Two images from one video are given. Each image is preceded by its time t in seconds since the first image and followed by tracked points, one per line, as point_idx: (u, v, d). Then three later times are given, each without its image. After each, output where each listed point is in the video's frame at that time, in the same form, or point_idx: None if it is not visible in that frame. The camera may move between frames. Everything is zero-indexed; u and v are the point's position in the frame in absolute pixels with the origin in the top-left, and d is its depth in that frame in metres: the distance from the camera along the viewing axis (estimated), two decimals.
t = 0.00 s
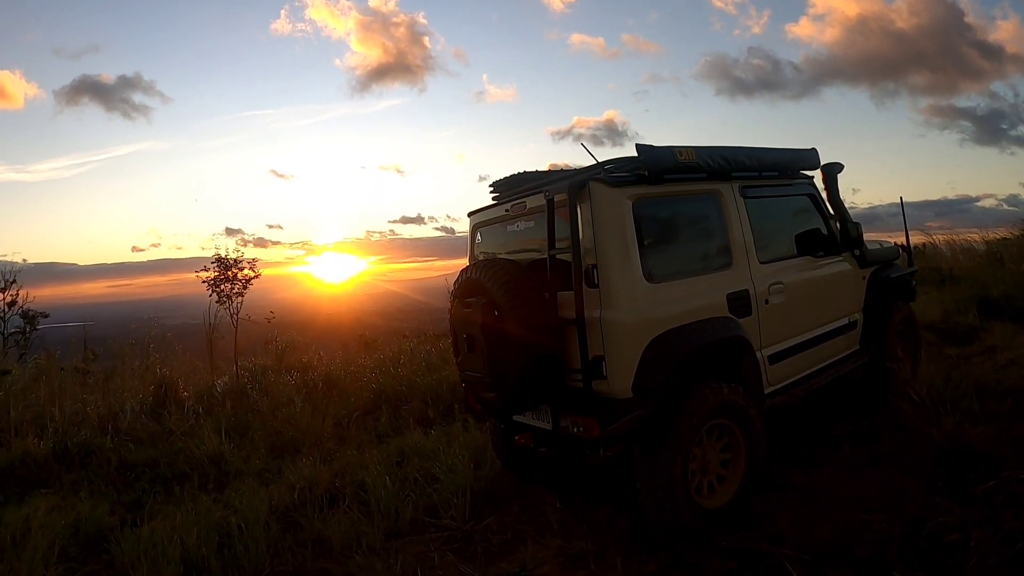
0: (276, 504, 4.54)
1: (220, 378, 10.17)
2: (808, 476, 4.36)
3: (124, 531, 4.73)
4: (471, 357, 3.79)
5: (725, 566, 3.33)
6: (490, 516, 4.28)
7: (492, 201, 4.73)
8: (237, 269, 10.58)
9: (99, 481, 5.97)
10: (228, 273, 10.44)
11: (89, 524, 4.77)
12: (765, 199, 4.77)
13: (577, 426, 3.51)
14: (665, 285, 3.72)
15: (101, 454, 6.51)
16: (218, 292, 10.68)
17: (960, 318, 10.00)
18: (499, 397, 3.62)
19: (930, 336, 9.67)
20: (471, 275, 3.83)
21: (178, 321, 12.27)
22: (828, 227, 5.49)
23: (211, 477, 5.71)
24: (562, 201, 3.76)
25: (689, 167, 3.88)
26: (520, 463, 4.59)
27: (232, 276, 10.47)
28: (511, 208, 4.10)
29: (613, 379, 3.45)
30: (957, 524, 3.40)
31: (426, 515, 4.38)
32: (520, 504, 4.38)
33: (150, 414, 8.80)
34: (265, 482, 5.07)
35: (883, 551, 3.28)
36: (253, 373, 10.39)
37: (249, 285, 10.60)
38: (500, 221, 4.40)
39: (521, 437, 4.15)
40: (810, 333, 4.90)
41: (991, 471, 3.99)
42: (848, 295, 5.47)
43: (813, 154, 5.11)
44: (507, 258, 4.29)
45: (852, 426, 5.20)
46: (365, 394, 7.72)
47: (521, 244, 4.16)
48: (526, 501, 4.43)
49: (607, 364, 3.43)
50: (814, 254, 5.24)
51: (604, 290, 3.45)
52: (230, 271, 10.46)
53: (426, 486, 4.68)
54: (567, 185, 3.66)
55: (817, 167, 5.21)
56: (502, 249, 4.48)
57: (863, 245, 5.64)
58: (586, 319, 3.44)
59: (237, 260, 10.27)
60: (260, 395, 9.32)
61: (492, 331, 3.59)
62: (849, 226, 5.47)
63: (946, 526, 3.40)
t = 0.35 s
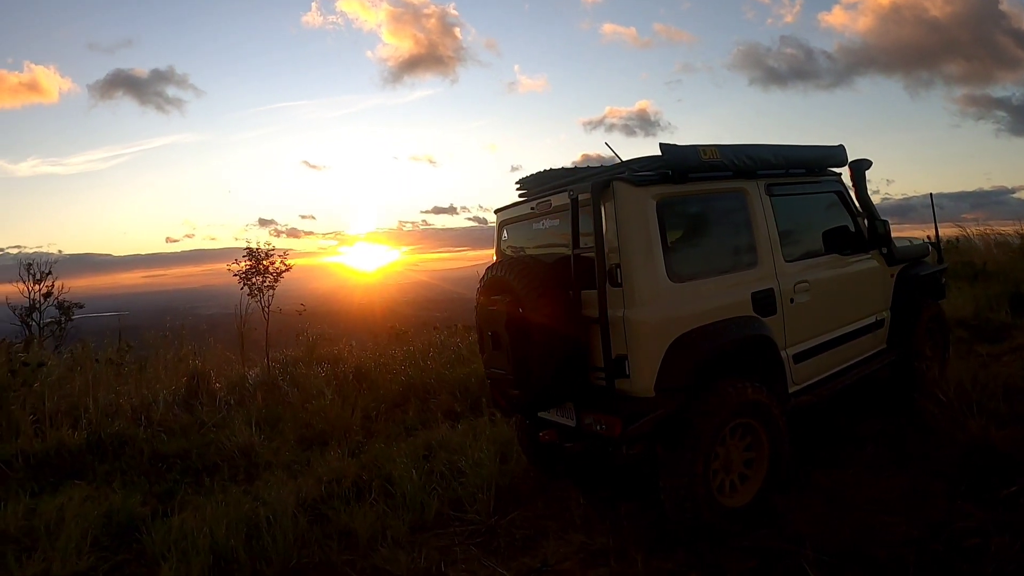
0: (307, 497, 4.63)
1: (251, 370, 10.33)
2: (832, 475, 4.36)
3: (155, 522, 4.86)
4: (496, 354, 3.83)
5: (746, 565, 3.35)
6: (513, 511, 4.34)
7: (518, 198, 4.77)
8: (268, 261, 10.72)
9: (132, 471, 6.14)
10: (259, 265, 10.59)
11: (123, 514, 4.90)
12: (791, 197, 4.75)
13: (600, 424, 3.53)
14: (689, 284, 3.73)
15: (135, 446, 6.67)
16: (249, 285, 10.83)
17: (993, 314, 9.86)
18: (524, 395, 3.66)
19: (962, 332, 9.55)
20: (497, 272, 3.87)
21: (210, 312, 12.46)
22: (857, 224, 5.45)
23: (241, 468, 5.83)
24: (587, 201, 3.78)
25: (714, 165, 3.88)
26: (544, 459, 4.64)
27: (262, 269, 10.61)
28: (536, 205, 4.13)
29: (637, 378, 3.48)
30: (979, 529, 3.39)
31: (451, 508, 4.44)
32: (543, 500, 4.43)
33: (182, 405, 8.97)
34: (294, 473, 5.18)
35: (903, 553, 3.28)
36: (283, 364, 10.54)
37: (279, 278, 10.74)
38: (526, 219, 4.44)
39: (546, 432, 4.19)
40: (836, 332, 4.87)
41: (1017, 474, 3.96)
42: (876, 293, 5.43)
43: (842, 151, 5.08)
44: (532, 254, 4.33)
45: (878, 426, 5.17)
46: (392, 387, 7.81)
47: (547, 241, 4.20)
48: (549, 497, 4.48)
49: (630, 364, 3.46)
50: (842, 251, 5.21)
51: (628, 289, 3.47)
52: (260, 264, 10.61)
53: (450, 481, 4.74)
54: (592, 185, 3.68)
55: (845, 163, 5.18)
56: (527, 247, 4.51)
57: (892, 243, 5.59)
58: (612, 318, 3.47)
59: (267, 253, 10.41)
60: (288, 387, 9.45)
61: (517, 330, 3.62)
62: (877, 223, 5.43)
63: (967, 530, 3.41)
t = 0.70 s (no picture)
0: (317, 500, 4.62)
1: (266, 369, 10.35)
2: (847, 482, 4.30)
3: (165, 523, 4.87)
4: (507, 357, 3.80)
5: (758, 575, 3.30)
6: (525, 515, 4.30)
7: (531, 200, 4.73)
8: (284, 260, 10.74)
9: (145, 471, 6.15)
10: (274, 264, 10.61)
11: (134, 515, 4.91)
12: (809, 199, 4.68)
13: (611, 430, 3.49)
14: (703, 288, 3.68)
15: (149, 445, 6.69)
16: (265, 284, 10.86)
17: (1014, 317, 9.71)
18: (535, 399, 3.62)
19: (981, 335, 9.41)
20: (508, 275, 3.83)
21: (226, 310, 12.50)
22: (876, 227, 5.37)
23: (254, 469, 5.83)
24: (599, 204, 3.73)
25: (729, 167, 3.83)
26: (556, 463, 4.60)
27: (278, 268, 10.64)
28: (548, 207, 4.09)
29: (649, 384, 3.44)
30: (997, 541, 3.32)
31: (462, 512, 4.41)
32: (555, 504, 4.40)
33: (198, 404, 9.00)
34: (306, 475, 5.17)
35: (917, 565, 3.23)
36: (298, 363, 10.56)
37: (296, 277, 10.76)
38: (539, 220, 4.40)
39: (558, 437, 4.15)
40: (854, 337, 4.80)
41: None
42: (894, 296, 5.34)
43: (860, 152, 5.00)
44: (545, 257, 4.29)
45: (896, 432, 5.10)
46: (406, 387, 7.79)
47: (560, 244, 4.16)
48: (561, 502, 4.44)
49: (641, 371, 3.42)
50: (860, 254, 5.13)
51: (641, 295, 3.43)
52: (276, 263, 10.63)
53: (462, 485, 4.71)
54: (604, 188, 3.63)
55: (863, 165, 5.11)
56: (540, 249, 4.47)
57: (911, 246, 5.51)
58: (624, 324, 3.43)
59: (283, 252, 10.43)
60: (303, 386, 9.47)
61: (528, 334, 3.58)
62: (895, 226, 5.34)
63: (984, 542, 3.34)
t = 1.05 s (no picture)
0: (307, 501, 4.46)
1: (268, 364, 10.22)
2: (858, 493, 4.11)
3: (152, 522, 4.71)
4: (503, 358, 3.62)
5: None
6: (520, 522, 4.13)
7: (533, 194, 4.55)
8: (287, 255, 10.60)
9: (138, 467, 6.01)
10: (277, 259, 10.47)
11: (121, 513, 4.77)
12: (822, 196, 4.48)
13: (610, 436, 3.32)
14: (709, 287, 3.50)
15: (144, 441, 6.56)
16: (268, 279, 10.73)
17: None
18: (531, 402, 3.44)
19: (998, 340, 9.18)
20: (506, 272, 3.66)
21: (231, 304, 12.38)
22: (892, 225, 5.16)
23: (248, 467, 5.68)
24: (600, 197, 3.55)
25: (737, 159, 3.64)
26: (555, 467, 4.43)
27: (281, 262, 10.50)
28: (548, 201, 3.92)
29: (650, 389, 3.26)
30: (1016, 561, 3.14)
31: (456, 517, 4.25)
32: (552, 511, 4.22)
33: (198, 399, 8.87)
34: (299, 475, 5.02)
35: None
36: (300, 359, 10.43)
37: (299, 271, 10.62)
38: (539, 215, 4.22)
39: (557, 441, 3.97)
40: (868, 341, 4.60)
41: None
42: (910, 299, 5.14)
43: (876, 147, 4.80)
44: (545, 252, 4.12)
45: (909, 440, 4.90)
46: (408, 384, 7.64)
47: (560, 239, 3.98)
48: (558, 508, 4.27)
49: (642, 374, 3.24)
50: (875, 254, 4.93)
51: (642, 294, 3.25)
52: (279, 257, 10.49)
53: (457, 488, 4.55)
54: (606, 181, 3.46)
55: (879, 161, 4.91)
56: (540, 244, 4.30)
57: (928, 246, 5.30)
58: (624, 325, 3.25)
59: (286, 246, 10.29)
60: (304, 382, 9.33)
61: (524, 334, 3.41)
62: (912, 225, 5.13)
63: (1003, 561, 3.15)
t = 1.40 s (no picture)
0: (310, 507, 4.29)
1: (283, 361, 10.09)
2: (889, 513, 3.86)
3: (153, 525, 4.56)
4: (513, 364, 3.42)
5: None
6: (530, 536, 3.92)
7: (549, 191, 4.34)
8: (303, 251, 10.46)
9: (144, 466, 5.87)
10: (293, 255, 10.34)
11: (121, 515, 4.62)
12: (854, 196, 4.23)
13: (626, 451, 3.10)
14: (734, 293, 3.27)
15: (152, 439, 6.43)
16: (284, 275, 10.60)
17: None
18: (541, 412, 3.24)
19: None
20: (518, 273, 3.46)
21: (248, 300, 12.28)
22: (927, 229, 4.90)
23: (254, 469, 5.52)
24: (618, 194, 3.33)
25: (765, 156, 3.41)
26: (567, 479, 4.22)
27: (296, 259, 10.37)
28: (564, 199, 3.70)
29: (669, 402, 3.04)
30: None
31: (463, 528, 4.05)
32: (564, 525, 4.02)
33: (211, 396, 8.76)
34: (304, 479, 4.85)
35: None
36: (316, 356, 10.29)
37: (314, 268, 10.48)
38: (555, 213, 4.02)
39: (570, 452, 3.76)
40: (902, 350, 4.35)
41: None
42: (947, 306, 4.87)
43: (911, 145, 4.55)
44: (560, 252, 3.91)
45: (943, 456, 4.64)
46: (423, 385, 7.46)
47: (576, 238, 3.77)
48: (570, 521, 4.07)
49: (660, 386, 3.02)
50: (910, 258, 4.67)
51: (662, 299, 3.03)
52: (294, 254, 10.36)
53: (466, 497, 4.35)
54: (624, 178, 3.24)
55: (915, 160, 4.65)
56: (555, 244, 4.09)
57: (966, 251, 5.03)
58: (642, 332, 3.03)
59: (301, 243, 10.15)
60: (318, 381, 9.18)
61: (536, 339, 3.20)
62: (950, 229, 4.86)
63: None
